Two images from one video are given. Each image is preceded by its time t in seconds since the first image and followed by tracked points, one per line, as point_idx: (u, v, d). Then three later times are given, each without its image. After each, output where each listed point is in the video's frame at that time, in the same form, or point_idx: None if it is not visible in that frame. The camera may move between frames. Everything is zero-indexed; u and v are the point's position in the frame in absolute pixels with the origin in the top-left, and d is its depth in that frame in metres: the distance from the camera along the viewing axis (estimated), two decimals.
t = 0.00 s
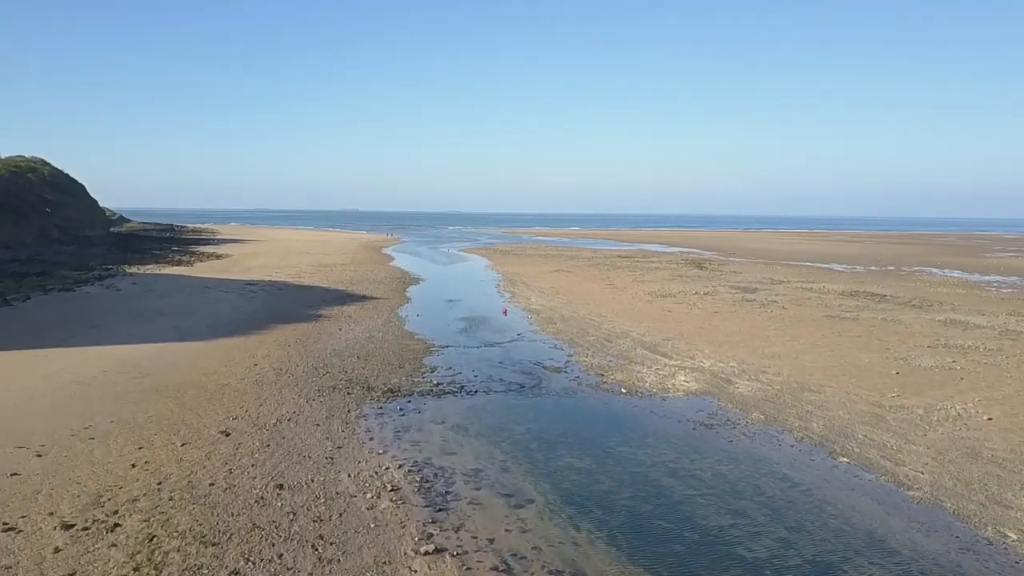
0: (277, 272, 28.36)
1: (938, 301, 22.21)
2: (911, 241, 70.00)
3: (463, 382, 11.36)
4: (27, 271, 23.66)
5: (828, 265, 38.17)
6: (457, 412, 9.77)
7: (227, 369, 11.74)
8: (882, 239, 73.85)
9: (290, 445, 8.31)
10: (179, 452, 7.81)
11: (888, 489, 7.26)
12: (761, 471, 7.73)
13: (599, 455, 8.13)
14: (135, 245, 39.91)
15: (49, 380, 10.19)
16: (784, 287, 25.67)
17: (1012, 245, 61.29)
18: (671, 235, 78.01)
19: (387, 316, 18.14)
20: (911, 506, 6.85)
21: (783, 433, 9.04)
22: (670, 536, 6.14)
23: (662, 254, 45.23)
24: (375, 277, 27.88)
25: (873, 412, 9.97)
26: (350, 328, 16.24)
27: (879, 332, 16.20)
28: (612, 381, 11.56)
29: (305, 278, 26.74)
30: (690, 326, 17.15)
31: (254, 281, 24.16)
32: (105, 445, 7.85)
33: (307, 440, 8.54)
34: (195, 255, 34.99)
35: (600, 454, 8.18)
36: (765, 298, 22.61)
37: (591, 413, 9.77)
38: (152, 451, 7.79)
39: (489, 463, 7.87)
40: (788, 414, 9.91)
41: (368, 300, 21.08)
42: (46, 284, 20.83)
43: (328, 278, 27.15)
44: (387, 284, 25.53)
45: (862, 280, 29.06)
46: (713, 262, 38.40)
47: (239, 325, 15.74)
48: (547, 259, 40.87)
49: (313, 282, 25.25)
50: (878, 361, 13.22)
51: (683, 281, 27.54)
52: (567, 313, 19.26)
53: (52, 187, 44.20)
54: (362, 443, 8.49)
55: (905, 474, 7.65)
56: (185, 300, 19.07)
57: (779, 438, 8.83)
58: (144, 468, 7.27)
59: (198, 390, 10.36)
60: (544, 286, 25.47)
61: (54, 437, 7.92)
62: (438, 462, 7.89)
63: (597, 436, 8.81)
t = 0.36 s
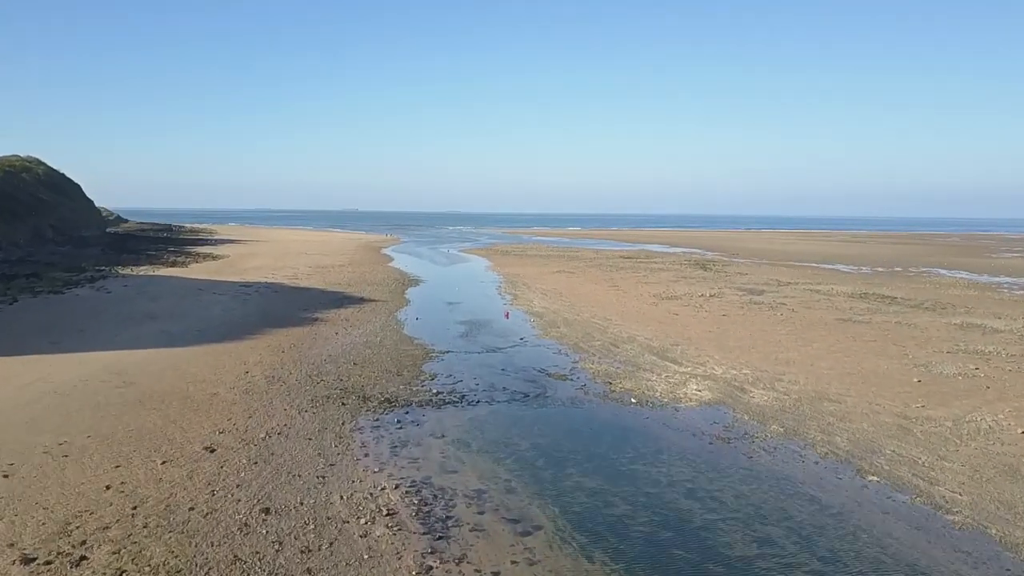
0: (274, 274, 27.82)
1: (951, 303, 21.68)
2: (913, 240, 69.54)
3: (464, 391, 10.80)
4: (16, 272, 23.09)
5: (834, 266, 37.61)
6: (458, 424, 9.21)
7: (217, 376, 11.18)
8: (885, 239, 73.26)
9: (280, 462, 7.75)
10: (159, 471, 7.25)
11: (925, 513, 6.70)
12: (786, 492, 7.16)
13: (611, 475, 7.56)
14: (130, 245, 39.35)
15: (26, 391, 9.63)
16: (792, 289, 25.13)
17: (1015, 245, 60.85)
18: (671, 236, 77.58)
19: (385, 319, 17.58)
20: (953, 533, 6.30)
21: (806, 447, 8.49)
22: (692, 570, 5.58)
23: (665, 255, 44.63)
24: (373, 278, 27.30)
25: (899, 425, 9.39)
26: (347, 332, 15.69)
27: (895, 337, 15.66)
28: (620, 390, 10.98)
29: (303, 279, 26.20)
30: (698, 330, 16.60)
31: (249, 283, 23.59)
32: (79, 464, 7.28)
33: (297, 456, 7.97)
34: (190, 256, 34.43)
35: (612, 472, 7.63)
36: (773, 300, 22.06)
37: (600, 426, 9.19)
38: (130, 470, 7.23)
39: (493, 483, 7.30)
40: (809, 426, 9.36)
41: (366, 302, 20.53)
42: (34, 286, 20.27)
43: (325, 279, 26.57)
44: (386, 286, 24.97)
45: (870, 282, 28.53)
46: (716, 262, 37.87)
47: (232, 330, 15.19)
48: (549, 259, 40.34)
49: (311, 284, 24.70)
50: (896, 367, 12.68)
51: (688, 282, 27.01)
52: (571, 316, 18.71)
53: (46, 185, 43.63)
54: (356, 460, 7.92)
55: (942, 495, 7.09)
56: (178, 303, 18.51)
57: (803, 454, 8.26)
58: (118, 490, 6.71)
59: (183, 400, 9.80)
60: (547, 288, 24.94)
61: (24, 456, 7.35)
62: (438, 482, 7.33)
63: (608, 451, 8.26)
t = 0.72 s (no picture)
0: (270, 275, 27.27)
1: (965, 305, 21.14)
2: (915, 240, 69.19)
3: (465, 402, 10.24)
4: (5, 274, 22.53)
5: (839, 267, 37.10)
6: (458, 439, 8.64)
7: (205, 386, 10.61)
8: (889, 240, 72.61)
9: (267, 483, 7.17)
10: (135, 494, 6.68)
11: (970, 542, 6.14)
12: (816, 517, 6.60)
13: (624, 497, 6.99)
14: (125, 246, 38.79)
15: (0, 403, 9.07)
16: (800, 291, 24.59)
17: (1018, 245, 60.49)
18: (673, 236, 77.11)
19: (383, 323, 17.01)
20: (1004, 566, 5.74)
21: (832, 464, 7.93)
22: None
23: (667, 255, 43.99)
24: (371, 279, 26.74)
25: (928, 439, 8.83)
26: (343, 336, 15.12)
27: (912, 341, 15.12)
28: (630, 401, 10.42)
29: (300, 281, 25.65)
30: (707, 334, 16.05)
31: (244, 285, 23.03)
32: (48, 486, 6.71)
33: (286, 476, 7.41)
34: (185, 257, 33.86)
35: (626, 493, 7.07)
36: (782, 303, 21.52)
37: (610, 442, 8.63)
38: (103, 492, 6.66)
39: (497, 506, 6.73)
40: (833, 440, 8.81)
41: (364, 305, 19.97)
42: (23, 288, 19.71)
43: (322, 281, 25.98)
44: (385, 288, 24.42)
45: (878, 283, 28.01)
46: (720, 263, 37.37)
47: (224, 335, 14.63)
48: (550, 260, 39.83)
49: (308, 286, 24.15)
50: (917, 375, 12.13)
51: (693, 284, 26.47)
52: (575, 320, 18.15)
53: (41, 185, 43.09)
54: (350, 480, 7.36)
55: (987, 520, 6.53)
56: (169, 306, 17.94)
57: (829, 472, 7.69)
58: (88, 517, 6.14)
59: (167, 412, 9.23)
60: (549, 290, 24.42)
61: None
62: (437, 505, 6.77)
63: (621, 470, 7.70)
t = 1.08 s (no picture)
0: (266, 276, 26.64)
1: (979, 308, 20.57)
2: (916, 240, 68.80)
3: (466, 414, 9.64)
4: None
5: (845, 268, 36.53)
6: (460, 457, 8.03)
7: (191, 396, 10.00)
8: (893, 240, 71.91)
9: (251, 508, 6.56)
10: (105, 523, 6.08)
11: None
12: (854, 549, 5.99)
13: (642, 525, 6.38)
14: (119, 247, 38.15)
15: None
16: (809, 293, 23.98)
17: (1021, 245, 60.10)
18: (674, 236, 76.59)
19: (381, 328, 16.39)
20: None
21: (864, 487, 7.31)
22: None
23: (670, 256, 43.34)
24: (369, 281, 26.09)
25: (964, 456, 8.22)
26: (339, 342, 14.51)
27: (931, 347, 14.51)
28: (642, 413, 9.81)
29: (296, 283, 25.04)
30: (717, 340, 15.43)
31: (239, 287, 22.40)
32: (10, 514, 6.12)
33: (272, 500, 6.79)
34: (179, 258, 33.23)
35: (643, 521, 6.46)
36: (791, 305, 20.91)
37: (624, 460, 8.02)
38: (70, 521, 6.06)
39: (503, 537, 6.12)
40: (861, 458, 8.21)
41: (361, 308, 19.35)
42: (9, 291, 19.09)
43: (319, 282, 25.36)
44: (383, 290, 23.79)
45: (887, 285, 27.43)
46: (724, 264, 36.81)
47: (215, 341, 14.00)
48: (551, 260, 39.26)
49: (303, 288, 23.52)
50: (941, 383, 11.54)
51: (698, 285, 25.88)
52: (579, 323, 17.54)
53: (35, 184, 42.49)
54: (342, 504, 6.75)
55: None
56: (159, 309, 17.32)
57: (863, 496, 7.09)
58: (50, 551, 5.54)
59: (148, 427, 8.63)
60: (552, 292, 23.81)
61: None
62: (437, 535, 6.16)
63: (636, 493, 7.09)
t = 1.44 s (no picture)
0: (263, 278, 26.06)
1: (995, 311, 19.98)
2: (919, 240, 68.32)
3: (468, 427, 9.07)
4: None
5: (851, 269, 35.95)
6: (461, 476, 7.46)
7: (176, 408, 9.43)
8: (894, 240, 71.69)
9: (232, 537, 6.00)
10: (70, 556, 5.52)
11: None
12: None
13: (662, 556, 5.80)
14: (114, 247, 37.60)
15: None
16: (818, 295, 23.40)
17: None
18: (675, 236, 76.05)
19: (378, 332, 15.82)
20: None
21: (900, 511, 6.75)
22: None
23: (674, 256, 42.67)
24: (368, 283, 25.50)
25: (1003, 475, 7.65)
26: (335, 347, 13.94)
27: (951, 353, 13.94)
28: (654, 426, 9.25)
29: (293, 284, 24.47)
30: (728, 345, 14.86)
31: (234, 289, 21.82)
32: None
33: (256, 527, 6.22)
34: (175, 259, 32.65)
35: (662, 551, 5.90)
36: (802, 308, 20.34)
37: (638, 480, 7.46)
38: (31, 555, 5.50)
39: (509, 570, 5.55)
40: (892, 476, 7.65)
41: (359, 311, 18.78)
42: None
43: (316, 284, 24.78)
44: (382, 292, 23.22)
45: (897, 286, 26.86)
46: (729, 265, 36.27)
47: (205, 347, 13.43)
48: (553, 261, 38.70)
49: (300, 290, 22.94)
50: (967, 392, 10.98)
51: (704, 287, 25.33)
52: (584, 327, 16.97)
53: (29, 183, 41.93)
54: (333, 532, 6.18)
55: None
56: (150, 313, 16.75)
57: (899, 521, 6.52)
58: None
59: (128, 443, 8.06)
60: (554, 294, 23.24)
61: None
62: (436, 568, 5.59)
63: (653, 518, 6.53)
